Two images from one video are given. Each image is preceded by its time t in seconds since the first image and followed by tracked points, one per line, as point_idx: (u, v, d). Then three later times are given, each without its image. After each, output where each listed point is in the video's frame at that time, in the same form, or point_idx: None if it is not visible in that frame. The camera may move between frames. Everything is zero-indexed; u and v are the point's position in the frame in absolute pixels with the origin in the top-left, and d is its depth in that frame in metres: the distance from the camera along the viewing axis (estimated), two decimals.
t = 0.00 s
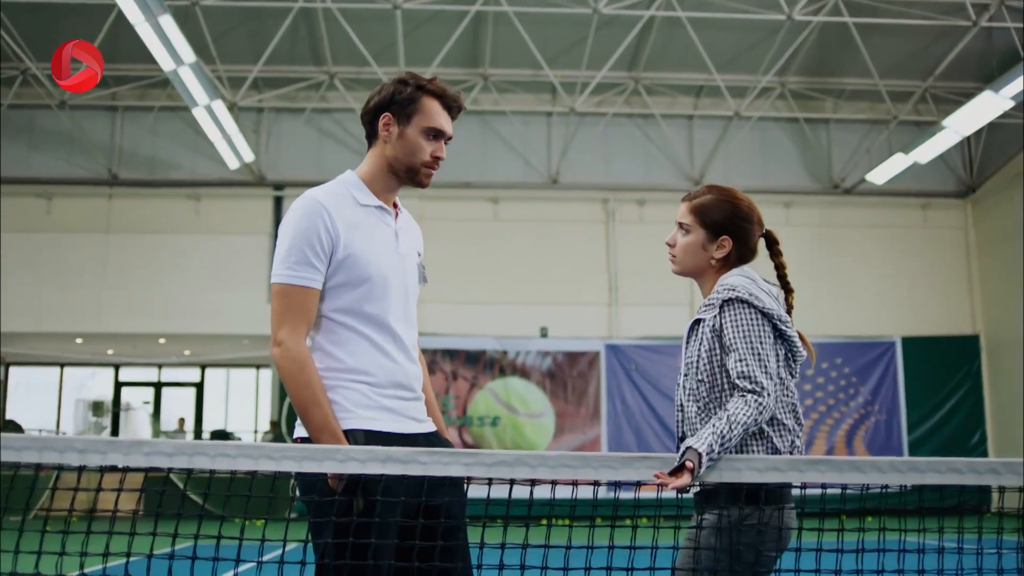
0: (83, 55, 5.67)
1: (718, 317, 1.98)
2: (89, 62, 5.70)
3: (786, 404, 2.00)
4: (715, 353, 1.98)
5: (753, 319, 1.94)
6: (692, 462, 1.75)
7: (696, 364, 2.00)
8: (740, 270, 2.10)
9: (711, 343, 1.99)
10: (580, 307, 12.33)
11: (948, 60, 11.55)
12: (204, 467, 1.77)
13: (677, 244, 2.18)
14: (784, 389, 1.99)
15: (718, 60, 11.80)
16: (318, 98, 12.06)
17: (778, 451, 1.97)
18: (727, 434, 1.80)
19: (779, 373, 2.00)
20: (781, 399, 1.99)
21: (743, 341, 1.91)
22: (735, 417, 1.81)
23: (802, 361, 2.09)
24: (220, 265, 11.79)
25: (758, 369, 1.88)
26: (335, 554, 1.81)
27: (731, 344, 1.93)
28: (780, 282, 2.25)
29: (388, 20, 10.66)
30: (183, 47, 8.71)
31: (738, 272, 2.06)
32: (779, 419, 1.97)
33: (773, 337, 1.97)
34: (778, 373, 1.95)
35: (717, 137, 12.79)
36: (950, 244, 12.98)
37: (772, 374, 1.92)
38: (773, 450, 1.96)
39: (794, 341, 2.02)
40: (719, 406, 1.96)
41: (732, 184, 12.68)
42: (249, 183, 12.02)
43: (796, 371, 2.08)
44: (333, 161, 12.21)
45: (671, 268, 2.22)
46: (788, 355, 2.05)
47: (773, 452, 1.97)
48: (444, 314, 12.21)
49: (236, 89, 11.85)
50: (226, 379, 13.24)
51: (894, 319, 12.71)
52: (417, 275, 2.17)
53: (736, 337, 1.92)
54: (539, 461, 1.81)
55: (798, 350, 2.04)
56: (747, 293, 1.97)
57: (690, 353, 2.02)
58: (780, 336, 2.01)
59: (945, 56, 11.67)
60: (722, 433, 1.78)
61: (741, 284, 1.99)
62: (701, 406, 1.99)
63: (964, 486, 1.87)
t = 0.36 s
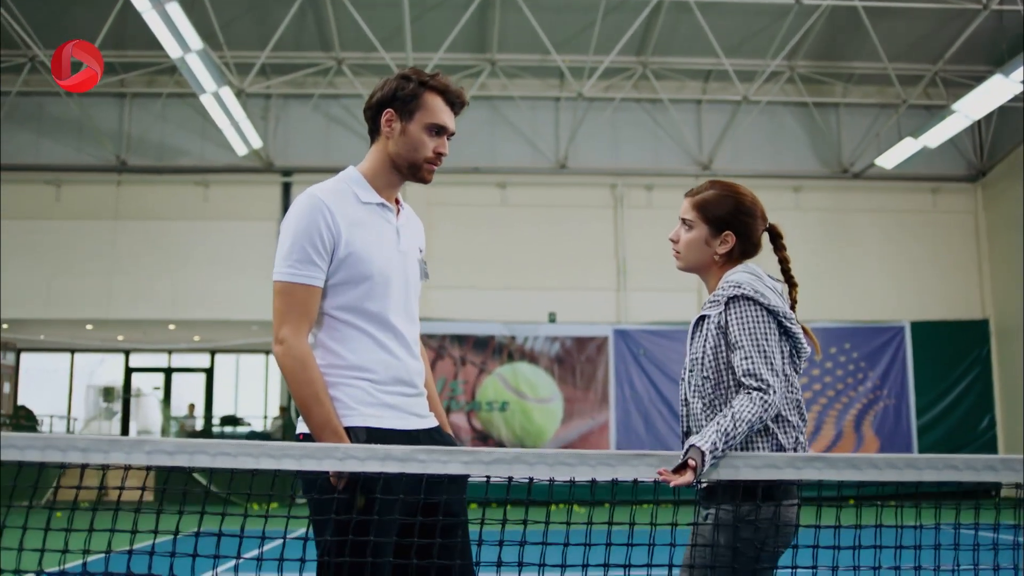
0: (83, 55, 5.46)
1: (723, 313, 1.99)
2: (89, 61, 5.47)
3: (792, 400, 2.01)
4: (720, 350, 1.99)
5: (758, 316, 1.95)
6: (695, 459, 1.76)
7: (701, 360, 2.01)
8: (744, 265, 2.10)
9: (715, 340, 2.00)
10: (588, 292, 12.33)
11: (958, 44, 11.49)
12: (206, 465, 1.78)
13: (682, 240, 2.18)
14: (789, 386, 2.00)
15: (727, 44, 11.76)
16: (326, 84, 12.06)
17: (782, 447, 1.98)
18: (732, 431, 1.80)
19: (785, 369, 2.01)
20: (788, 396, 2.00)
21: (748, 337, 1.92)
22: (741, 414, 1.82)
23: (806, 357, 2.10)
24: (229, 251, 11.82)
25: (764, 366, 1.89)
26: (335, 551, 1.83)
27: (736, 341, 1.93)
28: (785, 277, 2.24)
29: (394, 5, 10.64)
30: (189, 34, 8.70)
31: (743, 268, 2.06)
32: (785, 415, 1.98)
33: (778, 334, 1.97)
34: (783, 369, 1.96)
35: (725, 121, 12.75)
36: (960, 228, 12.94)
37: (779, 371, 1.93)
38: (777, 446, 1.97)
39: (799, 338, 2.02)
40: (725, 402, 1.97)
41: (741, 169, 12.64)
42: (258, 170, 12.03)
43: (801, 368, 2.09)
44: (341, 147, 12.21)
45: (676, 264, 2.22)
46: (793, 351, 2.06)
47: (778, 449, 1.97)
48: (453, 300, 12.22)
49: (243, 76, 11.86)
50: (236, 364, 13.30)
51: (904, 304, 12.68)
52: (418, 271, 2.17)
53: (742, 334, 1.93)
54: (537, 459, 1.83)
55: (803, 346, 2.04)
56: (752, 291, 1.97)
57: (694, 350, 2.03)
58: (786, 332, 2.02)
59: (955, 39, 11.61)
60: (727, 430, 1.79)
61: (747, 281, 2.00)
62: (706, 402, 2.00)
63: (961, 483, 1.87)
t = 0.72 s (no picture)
0: (83, 55, 5.46)
1: (724, 309, 1.99)
2: (89, 62, 5.48)
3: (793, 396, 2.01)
4: (720, 345, 1.99)
5: (759, 312, 1.95)
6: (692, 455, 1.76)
7: (701, 355, 2.01)
8: (746, 262, 2.10)
9: (716, 335, 2.00)
10: (593, 279, 12.32)
11: (966, 31, 11.45)
12: (203, 463, 1.81)
13: (682, 237, 2.19)
14: (790, 382, 1.99)
15: (732, 31, 11.74)
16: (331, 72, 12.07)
17: (782, 443, 1.98)
18: (731, 428, 1.81)
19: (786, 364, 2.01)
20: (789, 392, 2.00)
21: (749, 333, 1.92)
22: (740, 410, 1.82)
23: (806, 352, 2.10)
24: (235, 239, 11.83)
25: (765, 362, 1.89)
26: (333, 547, 1.85)
27: (737, 336, 1.93)
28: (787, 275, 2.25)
29: None
30: (194, 22, 8.71)
31: (746, 265, 2.07)
32: (785, 410, 1.98)
33: (779, 329, 1.97)
34: (784, 365, 1.96)
35: (732, 107, 12.73)
36: (967, 215, 12.91)
37: (780, 367, 1.93)
38: (777, 443, 1.97)
39: (799, 334, 2.02)
40: (726, 398, 1.97)
41: (746, 155, 12.62)
42: (264, 158, 12.03)
43: (801, 364, 2.09)
44: (347, 134, 12.22)
45: (678, 262, 2.22)
46: (793, 346, 2.06)
47: (777, 445, 1.97)
48: (458, 287, 12.21)
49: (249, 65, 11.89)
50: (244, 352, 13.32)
51: (911, 290, 12.66)
52: (415, 267, 2.19)
53: (742, 329, 1.93)
54: (531, 456, 1.87)
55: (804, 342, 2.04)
56: (754, 286, 1.97)
57: (695, 345, 2.03)
58: (787, 328, 2.02)
59: (961, 25, 11.56)
60: (726, 427, 1.80)
61: (748, 277, 2.00)
62: (706, 398, 2.00)
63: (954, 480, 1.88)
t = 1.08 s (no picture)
0: (84, 55, 5.47)
1: (713, 306, 1.99)
2: (90, 62, 5.47)
3: (781, 394, 2.02)
4: (708, 343, 1.99)
5: (748, 309, 1.95)
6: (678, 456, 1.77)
7: (690, 353, 2.02)
8: (733, 261, 2.10)
9: (704, 334, 2.00)
10: (596, 269, 12.32)
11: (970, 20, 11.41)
12: (196, 464, 1.82)
13: (670, 237, 2.19)
14: (777, 380, 2.00)
15: (735, 20, 11.72)
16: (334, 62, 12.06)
17: (770, 442, 1.99)
18: (718, 427, 1.82)
19: (774, 361, 2.02)
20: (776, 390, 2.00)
21: (737, 330, 1.93)
22: (727, 410, 1.83)
23: (794, 350, 2.10)
24: (238, 229, 11.83)
25: (753, 361, 1.89)
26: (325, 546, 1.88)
27: (725, 335, 1.94)
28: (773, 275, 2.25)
29: None
30: (195, 14, 8.71)
31: (734, 263, 2.08)
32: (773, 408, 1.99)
33: (767, 327, 1.98)
34: (772, 363, 1.96)
35: (735, 96, 12.70)
36: (971, 204, 12.87)
37: (768, 365, 1.93)
38: (764, 442, 1.98)
39: (787, 332, 2.03)
40: (714, 396, 1.98)
41: (750, 145, 12.60)
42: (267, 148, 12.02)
43: (789, 361, 2.09)
44: (350, 124, 12.21)
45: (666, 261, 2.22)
46: (781, 344, 2.06)
47: (766, 443, 1.98)
48: (461, 277, 12.21)
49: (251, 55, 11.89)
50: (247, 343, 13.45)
51: (914, 280, 12.64)
52: (417, 264, 2.19)
53: (731, 327, 1.94)
54: (521, 457, 1.87)
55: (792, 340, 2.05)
56: (742, 284, 1.98)
57: (683, 343, 2.04)
58: (775, 326, 2.03)
59: (965, 15, 11.54)
60: (713, 426, 1.81)
61: (737, 275, 2.00)
62: (694, 396, 2.01)
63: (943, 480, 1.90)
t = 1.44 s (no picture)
0: (84, 55, 5.48)
1: (697, 308, 2.00)
2: (90, 61, 5.48)
3: (766, 395, 2.02)
4: (693, 345, 2.00)
5: (732, 312, 1.96)
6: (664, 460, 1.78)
7: (674, 355, 2.03)
8: (718, 261, 2.10)
9: (689, 336, 2.01)
10: (597, 261, 12.31)
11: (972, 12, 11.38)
12: (187, 466, 1.83)
13: (653, 236, 2.20)
14: (762, 381, 2.00)
15: (736, 13, 11.69)
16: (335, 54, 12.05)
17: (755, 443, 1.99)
18: (704, 429, 1.83)
19: (758, 363, 2.02)
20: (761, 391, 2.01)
21: (721, 333, 1.93)
22: (713, 413, 1.84)
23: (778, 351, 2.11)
24: (240, 222, 11.84)
25: (739, 363, 1.90)
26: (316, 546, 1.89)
27: (710, 337, 1.95)
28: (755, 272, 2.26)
29: None
30: (194, 9, 8.71)
31: (718, 264, 2.08)
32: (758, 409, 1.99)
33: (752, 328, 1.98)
34: (757, 364, 1.97)
35: (737, 88, 12.67)
36: (974, 196, 12.84)
37: (754, 367, 1.94)
38: (749, 443, 1.98)
39: (771, 333, 2.04)
40: (699, 398, 1.98)
41: (751, 137, 12.57)
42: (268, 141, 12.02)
43: (773, 362, 2.10)
44: (352, 117, 12.20)
45: (651, 261, 2.23)
46: (766, 346, 2.07)
47: (750, 445, 1.99)
48: (463, 270, 12.21)
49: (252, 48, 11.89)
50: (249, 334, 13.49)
51: (916, 272, 12.63)
52: (434, 266, 2.20)
53: (715, 330, 1.94)
54: (510, 460, 1.87)
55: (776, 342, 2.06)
56: (725, 286, 1.98)
57: (668, 345, 2.05)
58: (759, 327, 2.03)
59: (967, 7, 11.50)
60: (699, 428, 1.82)
61: (721, 277, 2.01)
62: (680, 398, 2.02)
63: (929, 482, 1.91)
